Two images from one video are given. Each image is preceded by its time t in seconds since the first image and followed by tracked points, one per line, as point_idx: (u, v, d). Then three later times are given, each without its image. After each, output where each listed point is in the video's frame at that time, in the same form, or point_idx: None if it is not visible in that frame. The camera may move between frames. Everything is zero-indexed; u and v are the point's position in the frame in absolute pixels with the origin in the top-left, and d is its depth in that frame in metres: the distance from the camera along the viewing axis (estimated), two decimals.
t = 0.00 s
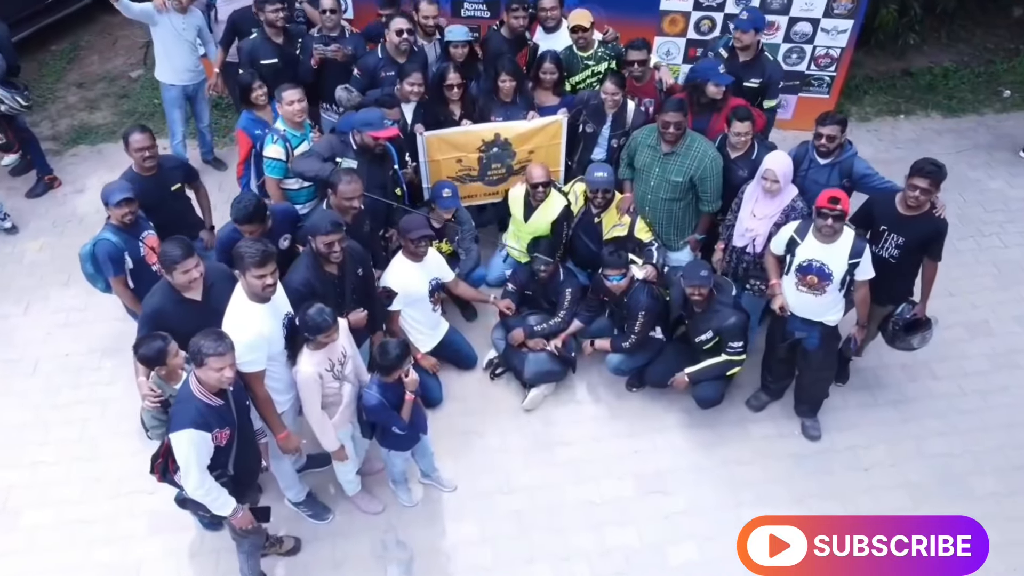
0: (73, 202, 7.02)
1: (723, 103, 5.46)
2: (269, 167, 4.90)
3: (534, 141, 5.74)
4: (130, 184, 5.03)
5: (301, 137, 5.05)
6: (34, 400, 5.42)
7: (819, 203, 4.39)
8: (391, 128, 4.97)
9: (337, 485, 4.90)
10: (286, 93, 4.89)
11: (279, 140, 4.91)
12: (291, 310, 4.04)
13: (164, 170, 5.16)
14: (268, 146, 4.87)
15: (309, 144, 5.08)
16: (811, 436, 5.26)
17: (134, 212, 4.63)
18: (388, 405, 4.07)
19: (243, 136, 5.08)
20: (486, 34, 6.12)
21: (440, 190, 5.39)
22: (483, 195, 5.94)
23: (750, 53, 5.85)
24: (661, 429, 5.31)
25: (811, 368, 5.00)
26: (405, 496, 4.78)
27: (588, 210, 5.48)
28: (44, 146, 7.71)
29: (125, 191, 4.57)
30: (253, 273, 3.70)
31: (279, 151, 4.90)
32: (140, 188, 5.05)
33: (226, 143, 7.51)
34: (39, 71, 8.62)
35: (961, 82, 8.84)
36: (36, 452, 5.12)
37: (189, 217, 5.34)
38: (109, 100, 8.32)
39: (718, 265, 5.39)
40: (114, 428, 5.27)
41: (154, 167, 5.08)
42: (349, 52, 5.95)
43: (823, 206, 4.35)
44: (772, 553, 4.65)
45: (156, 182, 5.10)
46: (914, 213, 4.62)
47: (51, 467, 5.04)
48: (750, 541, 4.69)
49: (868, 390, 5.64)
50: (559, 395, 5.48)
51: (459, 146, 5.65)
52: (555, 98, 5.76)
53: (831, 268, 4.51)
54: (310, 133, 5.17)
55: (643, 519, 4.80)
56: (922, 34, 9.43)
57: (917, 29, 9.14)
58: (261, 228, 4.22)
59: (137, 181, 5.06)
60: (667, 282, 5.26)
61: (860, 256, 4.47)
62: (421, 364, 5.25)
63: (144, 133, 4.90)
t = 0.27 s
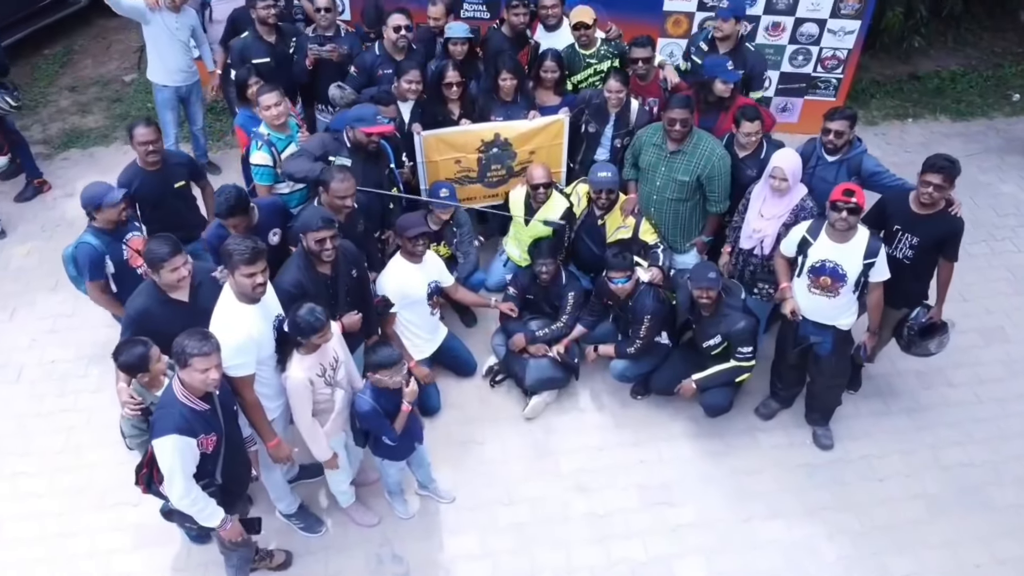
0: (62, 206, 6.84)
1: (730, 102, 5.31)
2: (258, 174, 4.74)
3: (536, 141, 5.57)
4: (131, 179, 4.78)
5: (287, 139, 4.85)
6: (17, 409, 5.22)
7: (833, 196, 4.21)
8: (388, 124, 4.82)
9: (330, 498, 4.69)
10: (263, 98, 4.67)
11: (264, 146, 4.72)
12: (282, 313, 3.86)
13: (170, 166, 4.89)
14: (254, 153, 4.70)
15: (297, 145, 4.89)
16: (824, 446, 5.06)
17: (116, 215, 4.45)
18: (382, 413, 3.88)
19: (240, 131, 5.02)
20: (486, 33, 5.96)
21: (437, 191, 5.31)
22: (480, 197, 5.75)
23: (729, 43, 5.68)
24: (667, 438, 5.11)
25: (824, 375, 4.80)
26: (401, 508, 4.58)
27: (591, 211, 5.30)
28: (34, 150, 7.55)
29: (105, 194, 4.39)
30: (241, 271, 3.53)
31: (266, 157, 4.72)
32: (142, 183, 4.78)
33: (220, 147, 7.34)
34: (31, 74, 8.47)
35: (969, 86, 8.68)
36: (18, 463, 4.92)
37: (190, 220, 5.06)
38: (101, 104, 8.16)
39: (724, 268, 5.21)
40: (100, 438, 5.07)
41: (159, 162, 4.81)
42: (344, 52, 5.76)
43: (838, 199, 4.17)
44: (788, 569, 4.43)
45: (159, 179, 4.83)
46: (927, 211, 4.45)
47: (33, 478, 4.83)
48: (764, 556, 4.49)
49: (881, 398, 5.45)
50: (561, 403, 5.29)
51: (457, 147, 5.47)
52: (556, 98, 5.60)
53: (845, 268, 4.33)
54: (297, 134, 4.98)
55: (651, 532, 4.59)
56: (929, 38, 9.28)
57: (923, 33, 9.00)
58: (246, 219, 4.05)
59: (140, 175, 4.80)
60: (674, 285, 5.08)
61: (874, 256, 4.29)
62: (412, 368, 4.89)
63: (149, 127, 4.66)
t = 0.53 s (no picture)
0: (54, 212, 6.74)
1: (732, 104, 5.21)
2: (241, 186, 4.65)
3: (534, 144, 5.46)
4: (133, 175, 4.69)
5: (266, 148, 4.77)
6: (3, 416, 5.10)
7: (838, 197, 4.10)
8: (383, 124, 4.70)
9: (322, 507, 4.56)
10: (234, 109, 4.60)
11: (243, 157, 4.64)
12: (272, 314, 3.75)
13: (173, 165, 4.75)
14: (233, 165, 4.61)
15: (277, 152, 4.80)
16: (830, 454, 4.94)
17: (103, 215, 4.33)
18: (373, 418, 3.76)
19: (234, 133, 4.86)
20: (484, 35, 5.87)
21: (431, 194, 5.08)
22: (477, 199, 5.62)
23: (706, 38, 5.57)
24: (669, 446, 4.99)
25: (830, 380, 4.67)
26: (396, 517, 4.44)
27: (590, 214, 5.20)
28: (27, 156, 7.46)
29: (88, 196, 4.22)
30: (230, 270, 3.42)
31: (245, 168, 4.64)
32: (141, 181, 4.68)
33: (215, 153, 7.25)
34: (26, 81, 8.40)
35: (971, 93, 8.60)
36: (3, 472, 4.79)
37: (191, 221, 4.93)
38: (96, 110, 8.08)
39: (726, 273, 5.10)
40: (88, 446, 4.94)
41: (163, 160, 4.69)
42: (340, 55, 5.66)
43: (841, 197, 4.08)
44: None
45: (160, 178, 4.71)
46: (934, 211, 4.34)
47: (18, 487, 4.70)
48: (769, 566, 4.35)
49: (888, 405, 5.33)
50: (559, 411, 5.16)
51: (454, 150, 5.37)
52: (556, 101, 5.51)
53: (850, 269, 4.22)
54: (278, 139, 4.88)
55: (653, 543, 4.46)
56: (930, 45, 9.23)
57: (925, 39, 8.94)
58: (235, 212, 3.96)
59: (142, 171, 4.70)
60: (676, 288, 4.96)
61: (880, 257, 4.18)
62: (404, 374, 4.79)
63: (152, 125, 4.54)
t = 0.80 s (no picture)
0: (47, 217, 6.68)
1: (731, 106, 5.16)
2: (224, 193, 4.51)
3: (531, 147, 5.38)
4: (128, 174, 4.64)
5: (247, 154, 4.58)
6: None
7: (838, 199, 4.02)
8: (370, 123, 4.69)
9: (314, 514, 4.46)
10: (213, 115, 4.42)
11: (221, 164, 4.50)
12: (262, 315, 3.67)
13: (168, 165, 4.70)
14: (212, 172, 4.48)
15: (258, 161, 4.61)
16: (832, 460, 4.85)
17: (95, 215, 4.28)
18: (364, 420, 3.68)
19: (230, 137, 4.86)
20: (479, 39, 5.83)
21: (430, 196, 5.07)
22: (472, 203, 5.53)
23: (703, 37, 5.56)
24: (668, 452, 4.90)
25: (831, 384, 4.58)
26: (388, 524, 4.34)
27: (587, 218, 5.13)
28: (21, 162, 7.40)
29: (79, 194, 4.17)
30: (219, 268, 3.36)
31: (224, 175, 4.49)
32: (136, 180, 4.63)
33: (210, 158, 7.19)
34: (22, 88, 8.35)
35: (971, 100, 8.56)
36: None
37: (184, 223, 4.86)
38: (91, 117, 8.03)
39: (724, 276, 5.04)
40: (76, 452, 4.85)
41: (158, 160, 4.64)
42: (335, 58, 5.61)
43: (840, 200, 4.00)
44: None
45: (155, 178, 4.66)
46: (935, 212, 4.28)
47: (4, 494, 4.61)
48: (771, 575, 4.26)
49: (891, 411, 5.24)
50: (555, 417, 5.08)
51: (450, 152, 5.31)
52: (553, 104, 5.43)
53: (851, 269, 4.14)
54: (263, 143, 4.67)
55: (652, 550, 4.37)
56: (928, 52, 9.22)
57: (924, 46, 8.90)
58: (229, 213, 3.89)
59: (137, 171, 4.65)
60: (673, 292, 4.91)
61: (880, 257, 4.11)
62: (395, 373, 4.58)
63: (148, 125, 4.49)
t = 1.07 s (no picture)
0: (41, 226, 6.62)
1: (730, 112, 5.11)
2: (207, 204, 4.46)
3: (528, 153, 5.33)
4: (119, 178, 4.58)
5: (230, 163, 4.55)
6: None
7: (837, 203, 3.96)
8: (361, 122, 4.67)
9: (306, 523, 4.37)
10: (198, 123, 4.41)
11: (203, 172, 4.48)
12: (253, 318, 3.61)
13: (162, 169, 4.64)
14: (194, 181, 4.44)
15: (242, 169, 4.57)
16: (835, 469, 4.76)
17: (87, 217, 4.23)
18: (355, 424, 3.60)
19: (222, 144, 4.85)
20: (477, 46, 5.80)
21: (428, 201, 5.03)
22: (469, 210, 5.48)
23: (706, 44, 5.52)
24: (667, 461, 4.81)
25: (833, 392, 4.51)
26: (382, 533, 4.25)
27: (585, 224, 5.08)
28: (16, 171, 7.36)
29: (71, 197, 4.12)
30: (211, 267, 3.32)
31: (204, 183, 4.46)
32: (128, 184, 4.57)
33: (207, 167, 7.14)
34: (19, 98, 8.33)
35: (971, 110, 8.52)
36: None
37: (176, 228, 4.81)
38: (88, 127, 8.00)
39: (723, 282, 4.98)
40: (66, 461, 4.77)
41: (150, 164, 4.59)
42: (332, 64, 5.58)
43: (839, 204, 3.95)
44: None
45: (147, 182, 4.60)
46: (935, 214, 4.23)
47: None
48: None
49: (894, 420, 5.16)
50: (553, 426, 4.99)
51: (446, 158, 5.25)
52: (551, 110, 5.42)
53: (851, 273, 4.07)
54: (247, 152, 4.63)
55: (650, 561, 4.27)
56: (927, 62, 9.19)
57: (923, 57, 8.88)
58: (219, 212, 3.86)
59: (129, 175, 4.59)
60: (672, 298, 4.85)
61: (882, 260, 4.05)
62: (389, 377, 4.50)
63: (138, 129, 4.42)
